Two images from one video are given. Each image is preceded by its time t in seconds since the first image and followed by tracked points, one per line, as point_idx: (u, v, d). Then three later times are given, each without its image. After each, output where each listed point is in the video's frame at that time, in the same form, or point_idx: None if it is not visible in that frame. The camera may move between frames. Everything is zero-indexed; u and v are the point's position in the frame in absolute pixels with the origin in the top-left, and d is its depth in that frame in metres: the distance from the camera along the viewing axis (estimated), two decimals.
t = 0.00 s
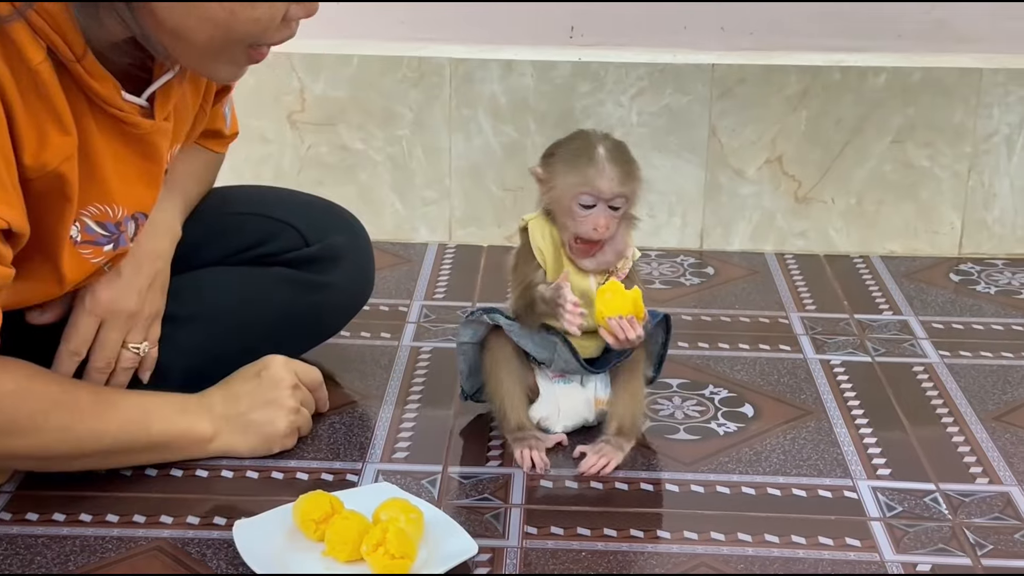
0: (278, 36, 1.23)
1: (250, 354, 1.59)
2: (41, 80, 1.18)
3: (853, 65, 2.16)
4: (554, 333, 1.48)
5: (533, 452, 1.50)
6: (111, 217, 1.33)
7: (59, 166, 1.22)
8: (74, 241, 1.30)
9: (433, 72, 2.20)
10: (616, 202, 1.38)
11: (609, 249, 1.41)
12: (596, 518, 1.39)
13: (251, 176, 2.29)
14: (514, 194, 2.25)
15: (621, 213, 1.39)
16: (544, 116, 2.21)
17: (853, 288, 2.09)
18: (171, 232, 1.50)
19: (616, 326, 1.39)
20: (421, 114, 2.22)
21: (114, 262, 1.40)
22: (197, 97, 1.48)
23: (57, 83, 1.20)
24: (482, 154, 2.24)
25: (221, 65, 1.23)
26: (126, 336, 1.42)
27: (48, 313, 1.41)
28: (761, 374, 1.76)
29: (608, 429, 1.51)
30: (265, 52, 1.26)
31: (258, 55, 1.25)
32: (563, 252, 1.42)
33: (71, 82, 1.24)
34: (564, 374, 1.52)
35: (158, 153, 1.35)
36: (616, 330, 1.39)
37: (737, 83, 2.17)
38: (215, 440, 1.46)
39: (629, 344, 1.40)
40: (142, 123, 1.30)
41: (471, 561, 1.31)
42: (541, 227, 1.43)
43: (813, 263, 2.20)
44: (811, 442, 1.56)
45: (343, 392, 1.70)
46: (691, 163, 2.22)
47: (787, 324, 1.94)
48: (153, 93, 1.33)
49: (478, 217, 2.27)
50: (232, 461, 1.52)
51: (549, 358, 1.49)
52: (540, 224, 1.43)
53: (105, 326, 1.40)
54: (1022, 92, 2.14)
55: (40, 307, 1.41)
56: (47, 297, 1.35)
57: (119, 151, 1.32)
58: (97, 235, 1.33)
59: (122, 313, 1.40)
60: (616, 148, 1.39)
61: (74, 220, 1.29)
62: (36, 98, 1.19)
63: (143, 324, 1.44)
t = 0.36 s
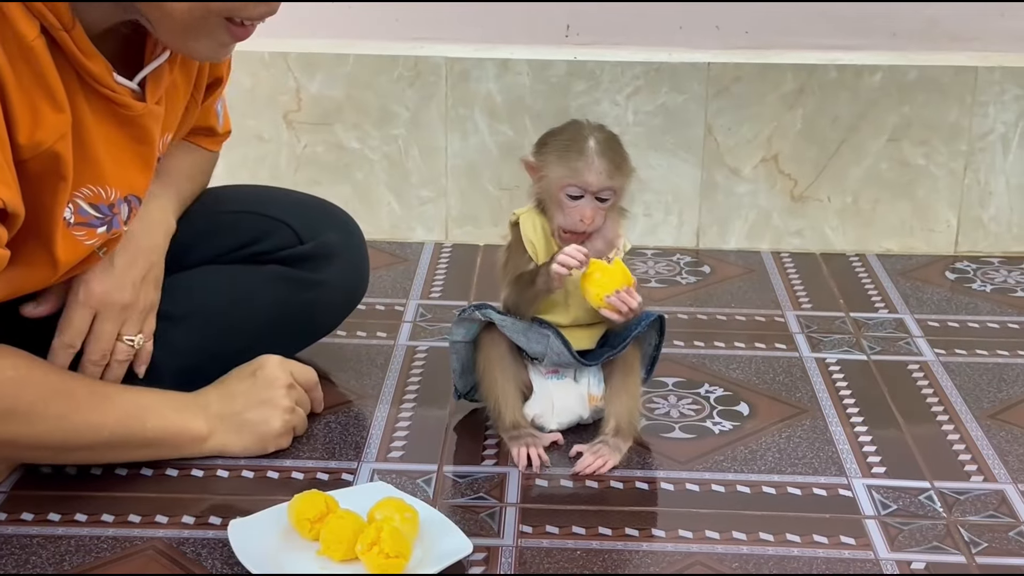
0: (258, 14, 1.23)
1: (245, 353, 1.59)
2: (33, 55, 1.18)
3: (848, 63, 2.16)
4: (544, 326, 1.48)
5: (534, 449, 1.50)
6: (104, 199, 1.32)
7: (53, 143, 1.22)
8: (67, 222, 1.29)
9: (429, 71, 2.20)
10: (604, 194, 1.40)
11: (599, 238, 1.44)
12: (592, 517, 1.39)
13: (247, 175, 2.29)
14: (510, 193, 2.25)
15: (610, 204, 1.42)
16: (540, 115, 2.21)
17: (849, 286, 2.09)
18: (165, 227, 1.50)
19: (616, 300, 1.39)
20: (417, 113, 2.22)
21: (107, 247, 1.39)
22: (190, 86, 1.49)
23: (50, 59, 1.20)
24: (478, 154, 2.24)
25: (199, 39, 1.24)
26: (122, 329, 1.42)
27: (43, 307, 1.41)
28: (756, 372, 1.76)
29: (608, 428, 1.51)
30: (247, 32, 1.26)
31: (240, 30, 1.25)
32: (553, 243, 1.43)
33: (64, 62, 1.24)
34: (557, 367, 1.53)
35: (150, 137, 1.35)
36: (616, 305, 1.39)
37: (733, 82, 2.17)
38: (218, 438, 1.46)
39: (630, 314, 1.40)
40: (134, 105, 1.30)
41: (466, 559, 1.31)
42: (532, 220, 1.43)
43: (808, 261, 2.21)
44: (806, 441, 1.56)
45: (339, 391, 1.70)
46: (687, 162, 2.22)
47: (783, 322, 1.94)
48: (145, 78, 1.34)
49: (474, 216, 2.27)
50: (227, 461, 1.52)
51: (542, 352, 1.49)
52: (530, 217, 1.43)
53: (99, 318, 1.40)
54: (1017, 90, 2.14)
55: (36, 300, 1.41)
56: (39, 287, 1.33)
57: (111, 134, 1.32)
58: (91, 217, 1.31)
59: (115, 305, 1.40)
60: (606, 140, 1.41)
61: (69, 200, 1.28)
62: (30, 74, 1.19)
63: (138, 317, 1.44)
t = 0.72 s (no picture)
0: (242, 18, 1.20)
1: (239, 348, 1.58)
2: (42, 48, 1.17)
3: (846, 60, 2.15)
4: (545, 324, 1.46)
5: (531, 447, 1.51)
6: (103, 193, 1.31)
7: (58, 136, 1.20)
8: (67, 217, 1.27)
9: (426, 70, 2.19)
10: (589, 168, 1.40)
11: (590, 225, 1.43)
12: (589, 515, 1.39)
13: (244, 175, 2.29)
14: (508, 191, 2.26)
15: (598, 180, 1.41)
16: (537, 113, 2.21)
17: (846, 283, 2.09)
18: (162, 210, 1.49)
19: (622, 277, 1.38)
20: (414, 111, 2.22)
21: (104, 243, 1.38)
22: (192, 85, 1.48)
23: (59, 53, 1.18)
24: (475, 152, 2.24)
25: (180, 39, 1.22)
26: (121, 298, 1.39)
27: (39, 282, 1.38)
28: (754, 370, 1.76)
29: (606, 427, 1.51)
30: (230, 37, 1.24)
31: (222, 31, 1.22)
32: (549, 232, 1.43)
33: (70, 53, 1.23)
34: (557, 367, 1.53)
35: (152, 135, 1.34)
36: (623, 280, 1.38)
37: (730, 79, 2.17)
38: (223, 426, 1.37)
39: (638, 291, 1.40)
40: (137, 103, 1.30)
41: (463, 558, 1.31)
42: (531, 212, 1.43)
43: (806, 258, 2.21)
44: (803, 438, 1.56)
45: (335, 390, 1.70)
46: (685, 160, 2.23)
47: (781, 319, 1.94)
48: (146, 78, 1.33)
49: (472, 215, 2.27)
50: (224, 460, 1.52)
51: (542, 351, 1.49)
52: (528, 213, 1.43)
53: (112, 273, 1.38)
54: (1015, 86, 2.14)
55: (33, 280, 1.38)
56: (35, 283, 1.31)
57: (112, 130, 1.31)
58: (90, 212, 1.30)
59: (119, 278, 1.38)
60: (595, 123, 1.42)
61: (70, 195, 1.26)
62: (37, 67, 1.18)
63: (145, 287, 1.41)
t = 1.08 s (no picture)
0: (240, 19, 1.19)
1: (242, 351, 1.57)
2: (57, 43, 1.16)
3: (846, 57, 2.15)
4: (542, 326, 1.44)
5: (533, 445, 1.51)
6: (111, 192, 1.29)
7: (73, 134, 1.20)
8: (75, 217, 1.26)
9: (427, 68, 2.19)
10: (574, 187, 1.37)
11: (581, 234, 1.41)
12: (591, 513, 1.39)
13: (245, 174, 2.29)
14: (509, 189, 2.26)
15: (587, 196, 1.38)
16: (538, 111, 2.21)
17: (848, 280, 2.09)
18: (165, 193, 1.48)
19: (617, 284, 1.34)
20: (415, 110, 2.23)
21: (111, 242, 1.37)
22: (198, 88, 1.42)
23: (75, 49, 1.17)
24: (476, 150, 2.24)
25: (178, 37, 1.21)
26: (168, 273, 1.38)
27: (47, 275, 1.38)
28: (755, 367, 1.76)
29: (607, 426, 1.51)
30: (230, 36, 1.23)
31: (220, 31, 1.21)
32: (543, 237, 1.42)
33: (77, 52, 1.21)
34: (554, 368, 1.51)
35: (158, 135, 1.32)
36: (617, 288, 1.35)
37: (731, 77, 2.17)
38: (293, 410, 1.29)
39: (634, 297, 1.36)
40: (141, 104, 1.27)
41: (465, 557, 1.31)
42: (528, 214, 1.42)
43: (807, 255, 2.21)
44: (805, 436, 1.56)
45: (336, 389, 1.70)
46: (686, 158, 2.23)
47: (782, 317, 1.94)
48: (149, 81, 1.29)
49: (473, 213, 2.28)
50: (226, 460, 1.52)
51: (539, 351, 1.47)
52: (527, 214, 1.43)
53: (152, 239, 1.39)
54: (1015, 83, 2.14)
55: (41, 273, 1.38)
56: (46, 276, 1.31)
57: (118, 130, 1.28)
58: (97, 211, 1.28)
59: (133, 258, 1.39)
60: (590, 133, 1.39)
61: (80, 195, 1.25)
62: (53, 65, 1.17)
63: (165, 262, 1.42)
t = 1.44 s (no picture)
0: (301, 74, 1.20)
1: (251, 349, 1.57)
2: (140, 92, 1.20)
3: (851, 51, 2.15)
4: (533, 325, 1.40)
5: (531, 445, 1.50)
6: (171, 227, 1.33)
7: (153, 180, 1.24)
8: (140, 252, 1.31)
9: (431, 63, 2.19)
10: (558, 169, 1.31)
11: (556, 226, 1.34)
12: (597, 507, 1.39)
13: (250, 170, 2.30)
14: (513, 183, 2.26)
15: (571, 183, 1.32)
16: (543, 106, 2.21)
17: (853, 273, 2.09)
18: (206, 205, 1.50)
19: (558, 284, 1.26)
20: (420, 105, 2.22)
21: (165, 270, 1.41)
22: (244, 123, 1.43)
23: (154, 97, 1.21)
24: (481, 145, 2.24)
25: (239, 85, 1.22)
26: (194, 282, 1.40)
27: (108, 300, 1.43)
28: (760, 361, 1.75)
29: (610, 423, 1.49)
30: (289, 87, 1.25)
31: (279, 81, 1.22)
32: (518, 222, 1.35)
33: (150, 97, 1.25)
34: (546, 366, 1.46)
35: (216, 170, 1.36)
36: (557, 287, 1.27)
37: (736, 70, 2.16)
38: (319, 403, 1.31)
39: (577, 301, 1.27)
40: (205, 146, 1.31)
41: (472, 550, 1.31)
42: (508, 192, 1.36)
43: (813, 249, 2.20)
44: (811, 429, 1.56)
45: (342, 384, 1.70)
46: (690, 151, 2.22)
47: (787, 310, 1.93)
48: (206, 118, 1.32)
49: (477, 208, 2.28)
50: (233, 454, 1.52)
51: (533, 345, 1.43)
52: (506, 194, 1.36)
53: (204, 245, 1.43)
54: (1021, 75, 2.13)
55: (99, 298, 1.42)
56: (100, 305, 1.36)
57: (182, 170, 1.33)
58: (156, 244, 1.33)
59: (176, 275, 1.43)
60: (585, 126, 1.34)
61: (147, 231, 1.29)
62: (137, 113, 1.21)
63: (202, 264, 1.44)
